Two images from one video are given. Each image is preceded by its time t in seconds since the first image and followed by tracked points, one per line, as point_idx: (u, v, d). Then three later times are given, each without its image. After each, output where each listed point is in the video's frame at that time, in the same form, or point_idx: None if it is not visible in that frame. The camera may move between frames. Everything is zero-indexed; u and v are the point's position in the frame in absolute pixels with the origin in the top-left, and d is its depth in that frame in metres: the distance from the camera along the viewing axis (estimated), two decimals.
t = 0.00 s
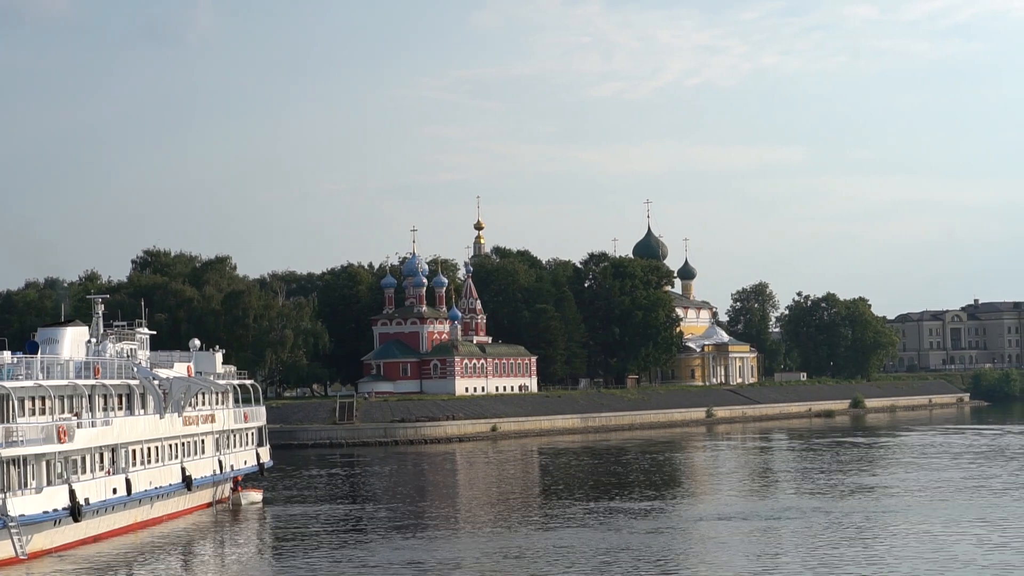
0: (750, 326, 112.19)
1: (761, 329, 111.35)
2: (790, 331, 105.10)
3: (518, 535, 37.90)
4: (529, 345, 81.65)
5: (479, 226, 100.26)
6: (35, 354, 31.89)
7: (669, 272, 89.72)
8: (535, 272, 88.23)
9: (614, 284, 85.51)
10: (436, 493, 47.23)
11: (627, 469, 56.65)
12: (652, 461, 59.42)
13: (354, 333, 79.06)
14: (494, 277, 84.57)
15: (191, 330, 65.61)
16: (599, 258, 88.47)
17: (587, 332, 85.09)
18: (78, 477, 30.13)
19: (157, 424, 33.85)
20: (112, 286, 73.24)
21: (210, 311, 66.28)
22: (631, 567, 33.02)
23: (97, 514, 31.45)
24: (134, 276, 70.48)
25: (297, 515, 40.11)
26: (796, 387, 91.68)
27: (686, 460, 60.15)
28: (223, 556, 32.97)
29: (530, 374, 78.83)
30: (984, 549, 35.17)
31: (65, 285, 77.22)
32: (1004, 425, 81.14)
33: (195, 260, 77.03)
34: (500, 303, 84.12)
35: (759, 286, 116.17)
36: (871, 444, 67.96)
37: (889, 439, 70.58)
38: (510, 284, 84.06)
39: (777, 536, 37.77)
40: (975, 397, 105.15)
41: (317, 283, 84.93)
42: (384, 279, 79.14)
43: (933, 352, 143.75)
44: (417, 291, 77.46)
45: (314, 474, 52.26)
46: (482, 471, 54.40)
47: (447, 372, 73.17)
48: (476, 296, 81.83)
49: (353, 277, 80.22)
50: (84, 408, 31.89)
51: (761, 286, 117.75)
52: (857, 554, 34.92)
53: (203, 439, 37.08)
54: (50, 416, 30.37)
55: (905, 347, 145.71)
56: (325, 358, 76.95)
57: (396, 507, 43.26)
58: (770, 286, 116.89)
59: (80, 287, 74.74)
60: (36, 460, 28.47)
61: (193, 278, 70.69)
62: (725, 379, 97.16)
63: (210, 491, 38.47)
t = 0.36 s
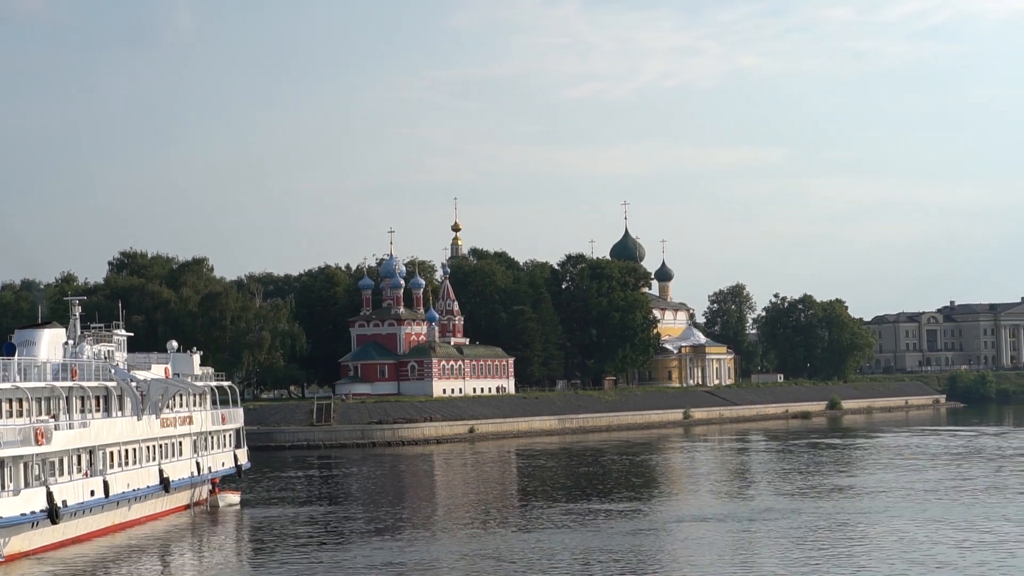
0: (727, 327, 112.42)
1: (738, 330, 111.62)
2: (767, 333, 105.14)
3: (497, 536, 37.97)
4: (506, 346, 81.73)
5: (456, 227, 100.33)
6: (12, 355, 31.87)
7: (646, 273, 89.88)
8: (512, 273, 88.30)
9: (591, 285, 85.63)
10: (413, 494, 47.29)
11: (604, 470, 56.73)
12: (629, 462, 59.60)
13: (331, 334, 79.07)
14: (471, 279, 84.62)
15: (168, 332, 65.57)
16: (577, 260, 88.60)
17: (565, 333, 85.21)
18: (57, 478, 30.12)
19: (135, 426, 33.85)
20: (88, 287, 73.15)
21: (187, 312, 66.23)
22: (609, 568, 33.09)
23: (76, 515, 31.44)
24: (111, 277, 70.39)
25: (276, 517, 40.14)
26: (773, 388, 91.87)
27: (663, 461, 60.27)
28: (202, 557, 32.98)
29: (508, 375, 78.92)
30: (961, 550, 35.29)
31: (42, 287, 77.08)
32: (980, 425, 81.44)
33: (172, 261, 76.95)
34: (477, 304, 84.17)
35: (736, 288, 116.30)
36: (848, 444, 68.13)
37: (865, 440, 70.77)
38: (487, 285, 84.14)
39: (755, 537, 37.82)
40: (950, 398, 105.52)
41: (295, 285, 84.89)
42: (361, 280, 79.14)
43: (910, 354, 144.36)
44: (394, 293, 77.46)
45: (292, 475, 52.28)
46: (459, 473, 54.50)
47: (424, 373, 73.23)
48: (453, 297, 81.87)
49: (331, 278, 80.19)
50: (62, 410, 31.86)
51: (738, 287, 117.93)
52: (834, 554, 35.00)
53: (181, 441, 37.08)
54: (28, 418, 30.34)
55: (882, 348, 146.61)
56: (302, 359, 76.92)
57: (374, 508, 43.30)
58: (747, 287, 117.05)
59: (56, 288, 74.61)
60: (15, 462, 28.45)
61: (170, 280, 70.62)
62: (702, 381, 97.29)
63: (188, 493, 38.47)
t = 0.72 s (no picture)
0: (698, 325, 112.59)
1: (710, 328, 111.78)
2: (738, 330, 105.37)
3: (469, 534, 37.90)
4: (478, 344, 81.71)
5: (428, 225, 100.20)
6: None
7: (617, 270, 89.91)
8: (484, 270, 88.19)
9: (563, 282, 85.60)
10: (385, 492, 47.18)
11: (576, 467, 56.75)
12: (601, 460, 59.55)
13: (302, 332, 78.89)
14: (443, 276, 84.47)
15: (139, 330, 65.34)
16: (549, 257, 88.52)
17: (537, 331, 85.17)
18: (28, 476, 29.96)
19: (106, 424, 33.69)
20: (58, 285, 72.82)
21: (158, 310, 66.02)
22: (583, 566, 33.01)
23: (45, 514, 31.27)
24: (81, 275, 70.09)
25: (247, 515, 40.02)
26: (745, 386, 92.02)
27: (636, 458, 60.30)
28: (173, 556, 32.83)
29: (480, 372, 78.84)
30: (933, 546, 35.32)
31: (12, 284, 76.73)
32: (951, 422, 81.69)
33: (143, 259, 76.68)
34: (449, 301, 84.06)
35: (708, 285, 116.39)
36: (820, 441, 68.24)
37: (837, 437, 70.92)
38: (459, 282, 84.07)
39: (727, 535, 37.79)
40: (921, 395, 105.81)
41: (266, 282, 84.67)
42: (333, 278, 78.95)
43: (880, 351, 144.81)
44: (366, 290, 77.28)
45: (263, 473, 52.16)
46: (432, 471, 54.36)
47: (396, 370, 73.18)
48: (425, 295, 81.75)
49: (302, 276, 79.97)
50: (32, 409, 31.68)
51: (709, 284, 117.93)
52: (806, 551, 34.97)
53: (152, 439, 36.90)
54: None
55: (854, 346, 147.59)
56: (274, 357, 76.73)
57: (345, 506, 43.21)
58: (718, 284, 117.15)
59: (27, 286, 74.29)
60: None
61: (140, 277, 70.32)
62: (674, 378, 97.35)
63: (159, 491, 38.32)
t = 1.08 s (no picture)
0: (665, 327, 112.64)
1: (677, 330, 111.81)
2: (706, 332, 105.40)
3: (436, 536, 37.89)
4: (446, 345, 81.67)
5: (395, 226, 100.10)
6: None
7: (585, 272, 89.90)
8: (452, 272, 88.07)
9: (531, 284, 85.54)
10: (353, 493, 47.10)
11: (544, 469, 56.75)
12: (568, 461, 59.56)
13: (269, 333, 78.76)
14: (410, 278, 84.34)
15: (105, 331, 65.14)
16: (517, 259, 88.43)
17: (504, 333, 85.13)
18: None
19: (74, 426, 33.57)
20: (24, 286, 72.56)
21: (125, 311, 65.84)
22: (551, 567, 32.99)
23: (13, 515, 31.13)
24: (47, 277, 69.82)
25: (215, 516, 39.95)
26: (712, 387, 92.18)
27: (603, 460, 60.35)
28: (141, 557, 32.74)
29: (447, 374, 78.81)
30: (900, 548, 35.44)
31: None
32: (918, 424, 81.91)
33: (109, 260, 76.42)
34: (417, 303, 83.95)
35: (674, 287, 116.44)
36: (786, 443, 68.40)
37: (803, 439, 71.08)
38: (427, 284, 83.93)
39: (694, 537, 37.84)
40: (887, 397, 106.01)
41: (233, 284, 84.46)
42: (300, 279, 78.78)
43: (847, 353, 144.94)
44: (334, 292, 77.14)
45: (230, 475, 52.03)
46: (399, 472, 54.28)
47: (364, 372, 73.10)
48: (393, 296, 81.64)
49: (269, 277, 79.77)
50: None
51: (676, 286, 117.97)
52: (774, 553, 35.05)
53: (120, 440, 36.78)
54: None
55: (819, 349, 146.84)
56: (241, 358, 76.56)
57: (313, 508, 43.13)
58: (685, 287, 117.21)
59: None
60: None
61: (107, 279, 70.19)
62: (642, 380, 97.39)
63: (127, 493, 38.21)
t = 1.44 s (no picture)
0: (642, 326, 112.62)
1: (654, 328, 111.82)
2: (682, 331, 105.42)
3: (414, 534, 37.78)
4: (422, 344, 81.55)
5: (372, 224, 99.91)
6: None
7: (562, 271, 89.78)
8: (428, 270, 87.90)
9: (508, 282, 85.42)
10: (330, 492, 46.97)
11: (521, 467, 56.64)
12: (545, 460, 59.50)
13: (245, 331, 78.56)
14: (387, 275, 84.17)
15: (81, 328, 64.89)
16: (494, 257, 88.27)
17: (481, 331, 85.03)
18: None
19: (49, 424, 33.40)
20: None
21: (100, 309, 65.59)
22: (529, 566, 32.91)
23: None
24: (22, 274, 69.54)
25: (192, 515, 39.79)
26: (688, 386, 92.20)
27: (579, 459, 60.26)
28: (116, 556, 32.59)
29: (424, 373, 78.69)
30: (878, 546, 35.44)
31: None
32: (894, 423, 82.01)
33: (84, 257, 76.14)
34: (394, 301, 83.77)
35: (651, 286, 116.45)
36: (762, 442, 68.42)
37: (779, 438, 71.10)
38: (403, 283, 83.77)
39: (672, 535, 37.78)
40: (864, 396, 106.10)
41: (209, 282, 84.25)
42: (277, 277, 78.57)
43: (823, 352, 144.77)
44: (310, 290, 76.94)
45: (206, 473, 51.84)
46: (376, 470, 54.14)
47: (340, 370, 72.95)
48: (370, 294, 81.46)
49: (245, 275, 79.53)
50: None
51: (653, 285, 117.99)
52: (752, 552, 34.99)
53: (96, 439, 36.60)
54: None
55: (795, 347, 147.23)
56: (217, 356, 76.33)
57: (289, 507, 42.98)
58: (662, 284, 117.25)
59: None
60: None
61: (83, 276, 69.80)
62: (618, 378, 97.37)
63: (103, 491, 38.05)
